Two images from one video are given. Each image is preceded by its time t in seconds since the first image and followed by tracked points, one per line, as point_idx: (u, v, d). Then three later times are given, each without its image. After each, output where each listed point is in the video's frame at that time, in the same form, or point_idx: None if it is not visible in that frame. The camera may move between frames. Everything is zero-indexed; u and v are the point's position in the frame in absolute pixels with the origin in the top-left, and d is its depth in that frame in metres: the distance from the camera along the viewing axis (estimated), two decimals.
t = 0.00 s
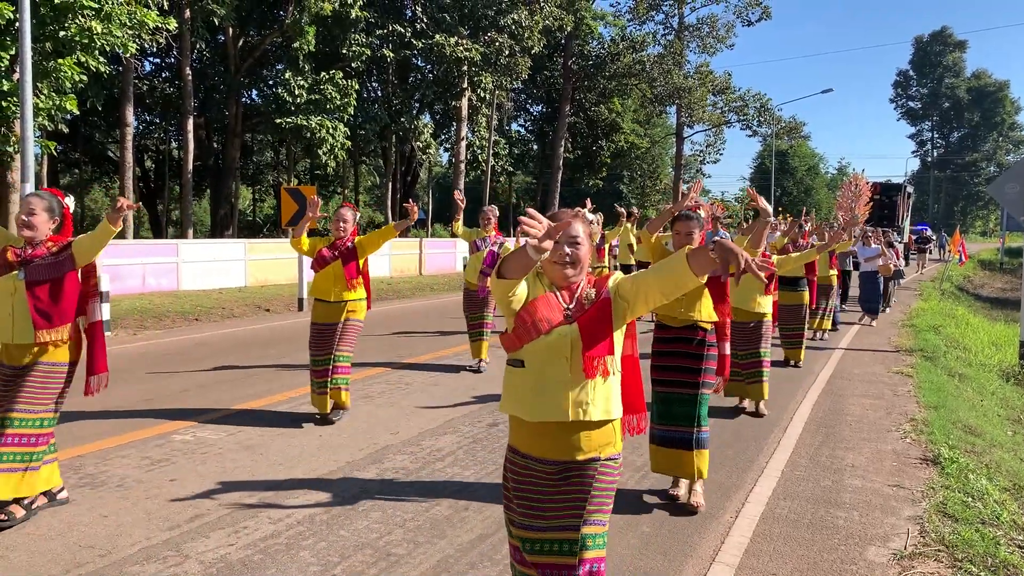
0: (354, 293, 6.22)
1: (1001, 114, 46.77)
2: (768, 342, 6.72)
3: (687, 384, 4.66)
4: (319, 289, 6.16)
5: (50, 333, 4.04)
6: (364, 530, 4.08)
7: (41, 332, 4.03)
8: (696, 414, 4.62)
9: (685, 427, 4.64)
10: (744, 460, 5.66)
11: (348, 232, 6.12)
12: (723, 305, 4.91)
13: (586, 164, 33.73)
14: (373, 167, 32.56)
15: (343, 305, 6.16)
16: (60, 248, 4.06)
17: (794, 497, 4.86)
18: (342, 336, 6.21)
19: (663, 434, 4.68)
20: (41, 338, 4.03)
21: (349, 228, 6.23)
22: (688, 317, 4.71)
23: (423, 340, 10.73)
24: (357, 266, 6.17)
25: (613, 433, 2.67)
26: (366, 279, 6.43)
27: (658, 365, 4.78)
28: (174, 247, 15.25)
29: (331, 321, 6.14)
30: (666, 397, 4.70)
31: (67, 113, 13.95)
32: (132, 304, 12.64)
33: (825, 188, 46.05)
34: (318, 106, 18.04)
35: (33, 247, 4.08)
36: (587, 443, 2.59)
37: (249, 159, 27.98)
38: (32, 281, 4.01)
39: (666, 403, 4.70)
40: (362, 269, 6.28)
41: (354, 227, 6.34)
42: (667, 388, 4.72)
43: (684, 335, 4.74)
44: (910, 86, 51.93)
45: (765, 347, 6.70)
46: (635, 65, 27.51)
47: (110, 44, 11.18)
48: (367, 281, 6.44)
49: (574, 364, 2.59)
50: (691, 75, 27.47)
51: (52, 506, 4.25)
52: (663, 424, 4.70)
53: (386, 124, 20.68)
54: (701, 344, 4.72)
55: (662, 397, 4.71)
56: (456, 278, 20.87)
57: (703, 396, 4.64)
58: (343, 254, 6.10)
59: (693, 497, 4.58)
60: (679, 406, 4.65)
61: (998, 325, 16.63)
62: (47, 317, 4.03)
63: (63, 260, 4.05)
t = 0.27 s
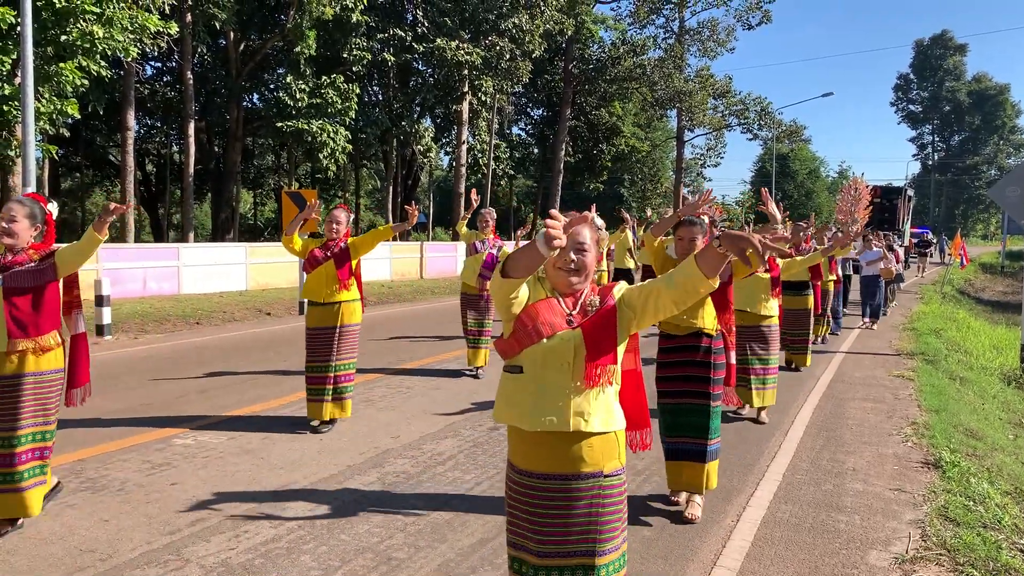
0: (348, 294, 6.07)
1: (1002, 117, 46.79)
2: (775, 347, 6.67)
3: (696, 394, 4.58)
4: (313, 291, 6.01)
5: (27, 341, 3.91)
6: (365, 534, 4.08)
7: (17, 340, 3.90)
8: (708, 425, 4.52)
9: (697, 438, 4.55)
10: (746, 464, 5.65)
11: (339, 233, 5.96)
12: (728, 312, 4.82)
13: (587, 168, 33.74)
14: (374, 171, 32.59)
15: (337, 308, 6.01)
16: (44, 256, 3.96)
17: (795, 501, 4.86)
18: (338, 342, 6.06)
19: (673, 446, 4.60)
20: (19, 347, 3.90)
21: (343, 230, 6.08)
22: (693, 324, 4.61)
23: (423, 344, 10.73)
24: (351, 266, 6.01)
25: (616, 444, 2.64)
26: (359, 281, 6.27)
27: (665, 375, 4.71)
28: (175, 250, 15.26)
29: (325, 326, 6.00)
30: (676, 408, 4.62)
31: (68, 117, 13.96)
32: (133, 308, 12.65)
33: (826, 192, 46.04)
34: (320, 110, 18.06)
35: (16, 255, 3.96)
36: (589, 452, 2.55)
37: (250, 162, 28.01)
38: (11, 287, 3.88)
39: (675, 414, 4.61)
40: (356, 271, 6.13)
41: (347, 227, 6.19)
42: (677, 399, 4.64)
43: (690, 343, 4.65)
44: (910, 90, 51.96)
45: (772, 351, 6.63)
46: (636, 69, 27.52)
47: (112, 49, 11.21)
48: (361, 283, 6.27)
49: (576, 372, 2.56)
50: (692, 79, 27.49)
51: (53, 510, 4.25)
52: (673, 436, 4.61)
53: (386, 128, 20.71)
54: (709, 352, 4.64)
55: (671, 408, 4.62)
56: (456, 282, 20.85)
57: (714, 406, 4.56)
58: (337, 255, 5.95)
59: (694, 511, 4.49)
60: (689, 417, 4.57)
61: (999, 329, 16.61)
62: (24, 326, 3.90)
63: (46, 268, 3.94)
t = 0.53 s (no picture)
0: (344, 300, 6.06)
1: (1002, 120, 46.82)
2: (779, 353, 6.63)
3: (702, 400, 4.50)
4: (310, 296, 6.01)
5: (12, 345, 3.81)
6: (366, 537, 4.08)
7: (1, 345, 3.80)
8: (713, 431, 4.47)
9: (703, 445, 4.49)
10: (747, 467, 5.64)
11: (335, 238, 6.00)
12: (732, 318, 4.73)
13: (588, 171, 33.76)
14: (375, 174, 32.61)
15: (332, 312, 6.00)
16: (30, 258, 3.85)
17: (796, 504, 4.86)
18: (338, 348, 6.01)
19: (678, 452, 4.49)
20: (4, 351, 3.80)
21: (338, 234, 6.07)
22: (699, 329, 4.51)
23: (424, 347, 10.74)
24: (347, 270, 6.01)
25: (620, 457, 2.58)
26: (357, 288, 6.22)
27: (668, 380, 4.60)
28: (176, 253, 15.28)
29: (320, 330, 5.99)
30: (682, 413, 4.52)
31: (69, 120, 13.98)
32: (133, 310, 12.65)
33: (826, 194, 46.05)
34: (321, 112, 18.10)
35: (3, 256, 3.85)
36: (591, 466, 2.50)
37: (251, 165, 28.05)
38: None
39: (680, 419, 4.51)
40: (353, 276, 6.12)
41: (345, 233, 6.20)
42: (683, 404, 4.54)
43: (694, 349, 4.55)
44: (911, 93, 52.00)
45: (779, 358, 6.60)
46: (637, 72, 27.54)
47: (113, 51, 11.22)
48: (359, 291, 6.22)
49: (575, 386, 2.50)
50: (693, 82, 27.53)
51: (54, 513, 4.26)
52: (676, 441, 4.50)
53: (387, 131, 20.75)
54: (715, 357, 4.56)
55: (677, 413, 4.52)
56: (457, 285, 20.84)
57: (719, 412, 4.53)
58: (332, 259, 5.95)
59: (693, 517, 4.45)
60: (695, 423, 4.49)
61: (1000, 331, 16.61)
62: (10, 329, 3.80)
63: (32, 270, 3.83)
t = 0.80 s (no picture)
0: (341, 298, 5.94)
1: (1003, 121, 46.80)
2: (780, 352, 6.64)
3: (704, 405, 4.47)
4: (307, 296, 5.86)
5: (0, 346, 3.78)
6: (366, 538, 4.07)
7: None
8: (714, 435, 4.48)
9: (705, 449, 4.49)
10: (747, 468, 5.64)
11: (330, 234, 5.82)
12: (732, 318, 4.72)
13: (588, 172, 33.76)
14: (375, 175, 32.60)
15: (330, 312, 5.88)
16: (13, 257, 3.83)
17: (797, 505, 4.85)
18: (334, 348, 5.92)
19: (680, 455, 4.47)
20: None
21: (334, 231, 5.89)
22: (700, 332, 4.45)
23: (424, 348, 10.73)
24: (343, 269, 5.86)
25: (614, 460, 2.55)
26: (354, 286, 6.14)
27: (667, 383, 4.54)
28: (176, 254, 15.28)
29: (318, 331, 5.86)
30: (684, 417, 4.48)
31: (70, 121, 13.98)
32: (134, 311, 12.65)
33: (826, 195, 46.04)
34: (321, 113, 18.10)
35: None
36: (585, 469, 2.47)
37: (251, 166, 28.07)
38: None
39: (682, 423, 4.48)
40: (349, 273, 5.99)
41: (339, 227, 6.01)
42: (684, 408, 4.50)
43: (695, 351, 4.49)
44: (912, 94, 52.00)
45: (778, 358, 6.59)
46: (637, 73, 27.55)
47: (114, 52, 11.22)
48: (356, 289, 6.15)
49: (569, 388, 2.47)
50: (693, 83, 27.55)
51: (54, 513, 4.25)
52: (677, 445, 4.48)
53: (388, 131, 20.76)
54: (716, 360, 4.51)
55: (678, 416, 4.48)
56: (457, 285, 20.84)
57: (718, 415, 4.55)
58: (329, 258, 5.78)
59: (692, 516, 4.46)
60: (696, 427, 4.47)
61: (1001, 333, 16.59)
62: None
63: (17, 269, 3.81)
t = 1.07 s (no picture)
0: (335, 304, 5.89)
1: (1003, 121, 46.80)
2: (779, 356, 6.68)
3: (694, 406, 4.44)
4: (299, 302, 5.81)
5: None
6: (365, 537, 4.07)
7: None
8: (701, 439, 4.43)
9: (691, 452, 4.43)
10: (746, 467, 5.65)
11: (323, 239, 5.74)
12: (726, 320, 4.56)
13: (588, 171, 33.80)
14: (374, 174, 32.58)
15: (323, 318, 5.83)
16: None
17: (795, 505, 4.85)
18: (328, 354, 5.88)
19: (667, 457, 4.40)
20: None
21: (324, 235, 5.82)
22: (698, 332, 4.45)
23: (423, 347, 10.72)
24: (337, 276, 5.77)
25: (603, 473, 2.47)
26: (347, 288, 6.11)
27: (661, 383, 4.53)
28: (175, 252, 15.27)
29: (311, 337, 5.82)
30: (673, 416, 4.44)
31: (69, 120, 13.97)
32: (132, 310, 12.63)
33: (826, 195, 46.05)
34: (321, 112, 18.08)
35: None
36: (572, 483, 2.39)
37: (251, 165, 28.06)
38: None
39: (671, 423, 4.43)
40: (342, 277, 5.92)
41: (331, 232, 5.93)
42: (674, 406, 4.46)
43: (690, 352, 4.50)
44: (912, 94, 51.98)
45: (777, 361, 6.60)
46: (637, 72, 27.53)
47: (113, 50, 11.22)
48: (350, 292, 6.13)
49: (548, 404, 2.37)
50: (693, 82, 27.57)
51: (52, 512, 4.25)
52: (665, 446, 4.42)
53: (387, 130, 20.77)
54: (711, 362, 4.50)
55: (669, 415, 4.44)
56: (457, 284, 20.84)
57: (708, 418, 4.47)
58: (320, 264, 5.70)
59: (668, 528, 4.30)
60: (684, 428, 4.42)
61: (1000, 333, 16.59)
62: None
63: None
